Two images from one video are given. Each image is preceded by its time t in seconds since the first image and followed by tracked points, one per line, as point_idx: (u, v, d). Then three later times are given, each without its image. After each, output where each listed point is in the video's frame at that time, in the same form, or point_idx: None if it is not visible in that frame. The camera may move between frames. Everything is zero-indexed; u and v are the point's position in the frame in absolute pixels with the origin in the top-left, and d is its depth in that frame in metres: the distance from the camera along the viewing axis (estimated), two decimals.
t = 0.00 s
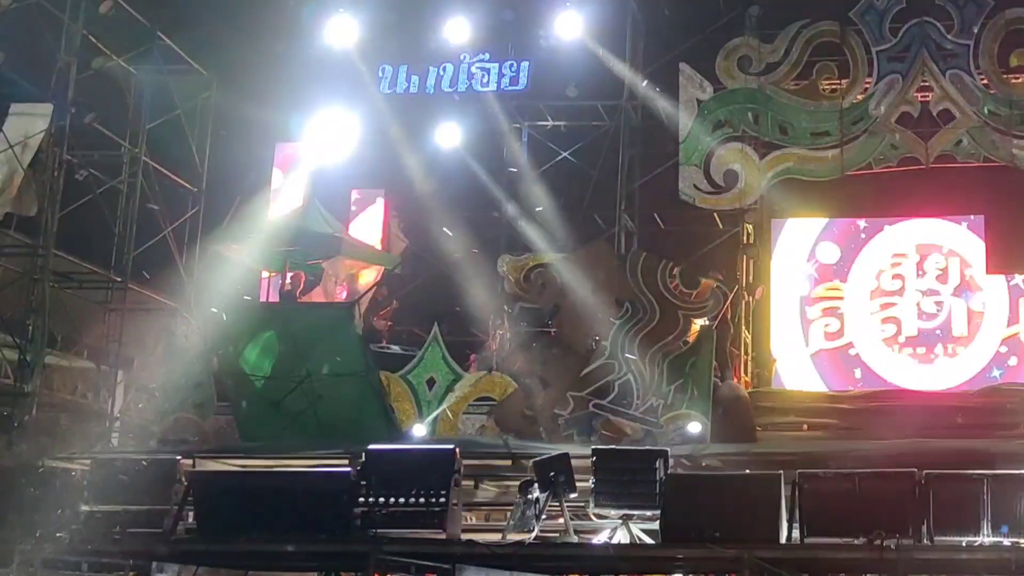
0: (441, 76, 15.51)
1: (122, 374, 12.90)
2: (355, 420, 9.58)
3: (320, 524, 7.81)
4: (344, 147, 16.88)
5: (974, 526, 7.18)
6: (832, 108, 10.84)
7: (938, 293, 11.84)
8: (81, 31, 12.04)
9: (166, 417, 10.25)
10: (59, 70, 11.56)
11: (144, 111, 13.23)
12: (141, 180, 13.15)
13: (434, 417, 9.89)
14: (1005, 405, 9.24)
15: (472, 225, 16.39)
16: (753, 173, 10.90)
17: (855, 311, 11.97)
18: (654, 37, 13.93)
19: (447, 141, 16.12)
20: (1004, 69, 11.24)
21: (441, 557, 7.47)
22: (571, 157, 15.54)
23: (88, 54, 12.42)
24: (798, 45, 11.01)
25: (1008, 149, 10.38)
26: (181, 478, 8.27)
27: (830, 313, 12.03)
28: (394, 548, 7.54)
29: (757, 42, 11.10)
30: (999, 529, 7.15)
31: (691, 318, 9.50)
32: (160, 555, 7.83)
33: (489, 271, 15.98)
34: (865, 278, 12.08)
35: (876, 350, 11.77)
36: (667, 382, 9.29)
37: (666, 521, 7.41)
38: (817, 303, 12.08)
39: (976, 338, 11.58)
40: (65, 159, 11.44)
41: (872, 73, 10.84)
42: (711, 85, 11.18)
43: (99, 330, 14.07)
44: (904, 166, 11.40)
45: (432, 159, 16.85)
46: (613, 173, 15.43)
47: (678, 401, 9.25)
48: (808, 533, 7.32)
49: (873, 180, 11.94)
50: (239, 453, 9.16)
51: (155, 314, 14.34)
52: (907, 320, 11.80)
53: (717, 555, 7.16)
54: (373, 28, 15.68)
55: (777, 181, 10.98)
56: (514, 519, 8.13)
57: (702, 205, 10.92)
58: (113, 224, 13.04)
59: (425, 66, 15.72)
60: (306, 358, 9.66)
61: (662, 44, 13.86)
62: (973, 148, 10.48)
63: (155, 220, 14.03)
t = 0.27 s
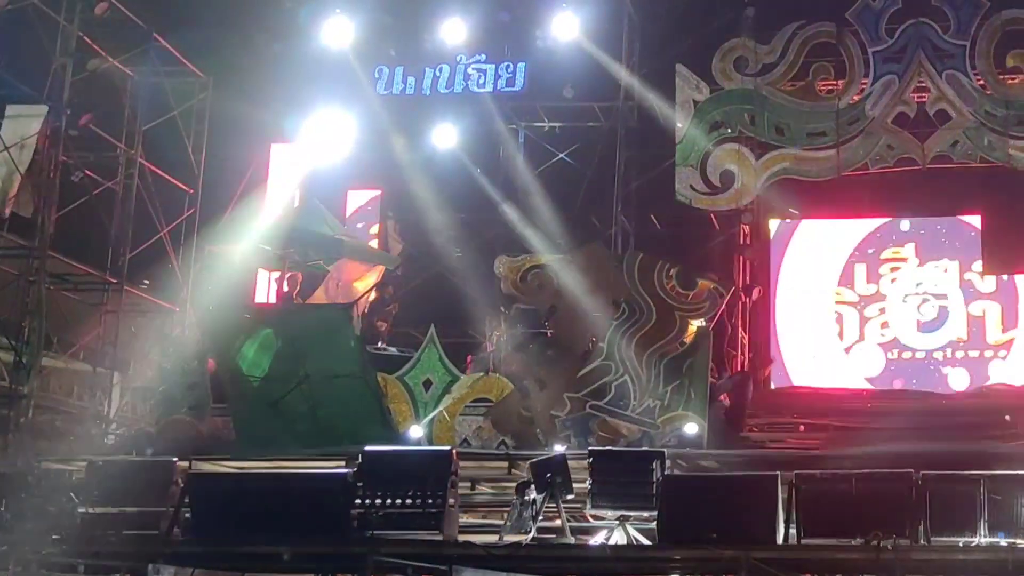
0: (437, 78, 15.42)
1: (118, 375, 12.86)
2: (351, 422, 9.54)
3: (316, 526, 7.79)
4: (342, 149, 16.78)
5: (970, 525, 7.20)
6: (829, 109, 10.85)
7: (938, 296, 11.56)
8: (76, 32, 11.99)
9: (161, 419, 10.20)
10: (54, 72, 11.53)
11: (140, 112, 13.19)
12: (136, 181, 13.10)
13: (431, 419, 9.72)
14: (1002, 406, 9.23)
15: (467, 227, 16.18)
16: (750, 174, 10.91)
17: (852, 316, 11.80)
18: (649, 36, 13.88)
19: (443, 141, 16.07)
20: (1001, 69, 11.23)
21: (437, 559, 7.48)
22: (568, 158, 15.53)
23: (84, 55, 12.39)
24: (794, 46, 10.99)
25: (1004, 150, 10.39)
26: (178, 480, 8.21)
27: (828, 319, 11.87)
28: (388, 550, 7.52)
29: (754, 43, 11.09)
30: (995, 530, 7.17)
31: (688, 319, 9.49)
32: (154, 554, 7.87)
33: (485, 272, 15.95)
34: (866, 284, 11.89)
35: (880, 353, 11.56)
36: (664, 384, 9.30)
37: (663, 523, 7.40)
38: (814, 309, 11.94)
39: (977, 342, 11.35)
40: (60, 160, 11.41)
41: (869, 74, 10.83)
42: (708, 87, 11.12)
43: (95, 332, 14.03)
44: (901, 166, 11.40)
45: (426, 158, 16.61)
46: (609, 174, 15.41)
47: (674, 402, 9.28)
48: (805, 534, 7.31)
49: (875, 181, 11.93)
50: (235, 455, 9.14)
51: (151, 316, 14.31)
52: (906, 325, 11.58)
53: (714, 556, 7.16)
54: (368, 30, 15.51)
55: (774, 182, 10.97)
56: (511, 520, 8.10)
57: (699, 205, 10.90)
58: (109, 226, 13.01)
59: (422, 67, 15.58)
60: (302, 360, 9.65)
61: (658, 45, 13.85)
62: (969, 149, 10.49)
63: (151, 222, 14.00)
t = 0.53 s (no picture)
0: (433, 78, 15.38)
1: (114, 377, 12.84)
2: (348, 423, 9.52)
3: (314, 526, 7.81)
4: (338, 148, 16.71)
5: (968, 525, 7.20)
6: (826, 109, 10.86)
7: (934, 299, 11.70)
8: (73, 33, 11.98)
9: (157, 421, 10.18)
10: (50, 72, 11.49)
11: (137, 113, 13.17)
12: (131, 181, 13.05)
13: (428, 420, 9.68)
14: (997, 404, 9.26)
15: (465, 228, 16.40)
16: (746, 175, 10.94)
17: (850, 315, 11.80)
18: (645, 37, 13.89)
19: (440, 142, 16.25)
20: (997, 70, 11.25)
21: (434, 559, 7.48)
22: (565, 159, 15.55)
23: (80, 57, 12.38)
24: (791, 47, 11.01)
25: (1001, 150, 10.41)
26: (174, 480, 8.20)
27: (824, 317, 11.86)
28: (385, 551, 7.60)
29: (751, 43, 11.09)
30: (993, 529, 7.18)
31: (685, 319, 9.44)
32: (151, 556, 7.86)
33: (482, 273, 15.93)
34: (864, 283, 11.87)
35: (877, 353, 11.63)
36: (661, 384, 9.27)
37: (661, 523, 7.40)
38: (810, 307, 11.91)
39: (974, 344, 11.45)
40: (57, 161, 11.39)
41: (865, 74, 10.85)
42: (704, 87, 11.13)
43: (91, 333, 14.01)
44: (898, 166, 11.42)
45: (424, 160, 16.65)
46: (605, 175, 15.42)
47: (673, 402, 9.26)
48: (803, 535, 7.30)
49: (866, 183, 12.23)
50: (232, 456, 9.12)
51: (147, 317, 14.28)
52: (903, 328, 11.66)
53: (712, 556, 7.16)
54: (364, 31, 15.49)
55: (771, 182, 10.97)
56: (508, 521, 8.06)
57: (696, 205, 10.89)
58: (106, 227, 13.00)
59: (418, 68, 15.58)
60: (299, 360, 9.65)
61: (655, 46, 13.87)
62: (966, 149, 10.51)
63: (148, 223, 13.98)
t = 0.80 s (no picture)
0: (430, 80, 15.35)
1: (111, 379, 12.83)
2: (345, 425, 9.51)
3: (310, 528, 7.80)
4: (335, 151, 16.89)
5: (966, 527, 7.18)
6: (823, 110, 10.85)
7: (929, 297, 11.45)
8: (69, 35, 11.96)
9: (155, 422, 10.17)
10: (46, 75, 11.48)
11: (133, 114, 13.15)
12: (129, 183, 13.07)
13: (425, 423, 9.71)
14: (994, 406, 9.24)
15: (463, 230, 16.38)
16: (744, 176, 10.87)
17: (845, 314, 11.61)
18: (642, 39, 13.89)
19: (437, 143, 16.14)
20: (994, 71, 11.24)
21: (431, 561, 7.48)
22: (562, 160, 15.53)
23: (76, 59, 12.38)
24: (789, 48, 10.99)
25: (998, 151, 10.41)
26: (170, 483, 8.16)
27: (814, 317, 11.64)
28: (382, 553, 7.59)
29: (748, 45, 11.07)
30: (991, 531, 7.16)
31: (682, 321, 9.39)
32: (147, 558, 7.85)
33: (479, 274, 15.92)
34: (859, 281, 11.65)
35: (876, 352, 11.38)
36: (659, 386, 9.26)
37: (657, 525, 7.40)
38: (798, 307, 11.74)
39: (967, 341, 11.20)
40: (53, 163, 11.38)
41: (862, 75, 10.85)
42: (702, 88, 11.17)
43: (88, 335, 14.00)
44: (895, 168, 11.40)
45: (422, 162, 16.66)
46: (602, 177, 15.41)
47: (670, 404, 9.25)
48: (801, 536, 7.29)
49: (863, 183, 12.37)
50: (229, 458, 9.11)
51: (144, 319, 14.27)
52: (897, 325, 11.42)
53: (708, 557, 7.15)
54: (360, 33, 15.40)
55: (768, 184, 10.96)
56: (505, 523, 8.08)
57: (694, 206, 10.85)
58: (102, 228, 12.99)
59: (415, 70, 15.55)
60: (295, 362, 9.62)
61: (652, 48, 13.87)
62: (963, 150, 10.51)
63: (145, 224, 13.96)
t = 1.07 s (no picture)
0: (428, 80, 15.40)
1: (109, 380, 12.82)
2: (343, 427, 9.52)
3: (308, 530, 7.78)
4: (333, 153, 16.90)
5: (964, 528, 7.18)
6: (821, 111, 10.85)
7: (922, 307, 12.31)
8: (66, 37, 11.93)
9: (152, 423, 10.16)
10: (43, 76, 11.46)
11: (130, 116, 13.13)
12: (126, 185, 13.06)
13: (422, 424, 9.72)
14: (992, 407, 9.26)
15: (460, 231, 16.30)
16: (742, 176, 10.89)
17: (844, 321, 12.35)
18: (639, 39, 13.88)
19: (434, 144, 16.13)
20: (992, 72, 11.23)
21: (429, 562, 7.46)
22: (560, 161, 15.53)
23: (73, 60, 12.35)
24: (787, 49, 10.98)
25: (996, 152, 10.41)
26: (168, 483, 8.20)
27: (815, 323, 12.36)
28: (381, 554, 7.57)
29: (745, 45, 11.06)
30: (989, 532, 7.15)
31: (680, 322, 9.40)
32: (144, 560, 7.84)
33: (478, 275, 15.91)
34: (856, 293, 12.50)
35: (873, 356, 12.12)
36: (657, 387, 9.25)
37: (655, 526, 7.40)
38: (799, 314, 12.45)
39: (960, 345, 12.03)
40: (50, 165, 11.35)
41: (861, 76, 10.84)
42: (699, 89, 11.16)
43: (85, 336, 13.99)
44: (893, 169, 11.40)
45: (419, 163, 16.66)
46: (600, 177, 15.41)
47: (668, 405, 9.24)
48: (799, 537, 7.28)
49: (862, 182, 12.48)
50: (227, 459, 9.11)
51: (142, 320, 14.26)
52: (891, 332, 12.18)
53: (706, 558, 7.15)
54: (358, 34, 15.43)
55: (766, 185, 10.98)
56: (502, 524, 8.09)
57: (691, 207, 10.92)
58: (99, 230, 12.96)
59: (413, 71, 15.56)
60: (293, 363, 9.60)
61: (650, 49, 13.87)
62: (961, 151, 10.52)
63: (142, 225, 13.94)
